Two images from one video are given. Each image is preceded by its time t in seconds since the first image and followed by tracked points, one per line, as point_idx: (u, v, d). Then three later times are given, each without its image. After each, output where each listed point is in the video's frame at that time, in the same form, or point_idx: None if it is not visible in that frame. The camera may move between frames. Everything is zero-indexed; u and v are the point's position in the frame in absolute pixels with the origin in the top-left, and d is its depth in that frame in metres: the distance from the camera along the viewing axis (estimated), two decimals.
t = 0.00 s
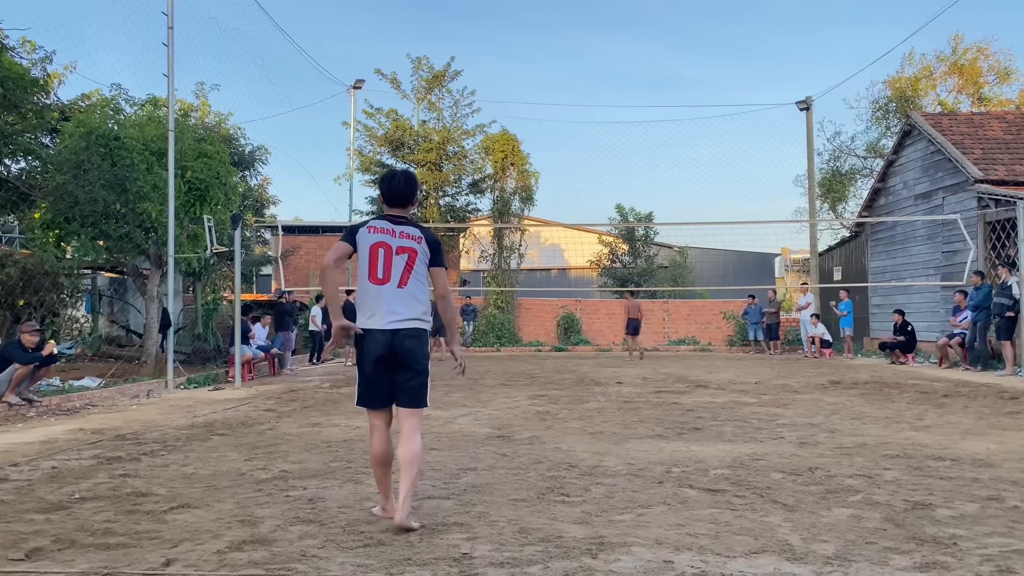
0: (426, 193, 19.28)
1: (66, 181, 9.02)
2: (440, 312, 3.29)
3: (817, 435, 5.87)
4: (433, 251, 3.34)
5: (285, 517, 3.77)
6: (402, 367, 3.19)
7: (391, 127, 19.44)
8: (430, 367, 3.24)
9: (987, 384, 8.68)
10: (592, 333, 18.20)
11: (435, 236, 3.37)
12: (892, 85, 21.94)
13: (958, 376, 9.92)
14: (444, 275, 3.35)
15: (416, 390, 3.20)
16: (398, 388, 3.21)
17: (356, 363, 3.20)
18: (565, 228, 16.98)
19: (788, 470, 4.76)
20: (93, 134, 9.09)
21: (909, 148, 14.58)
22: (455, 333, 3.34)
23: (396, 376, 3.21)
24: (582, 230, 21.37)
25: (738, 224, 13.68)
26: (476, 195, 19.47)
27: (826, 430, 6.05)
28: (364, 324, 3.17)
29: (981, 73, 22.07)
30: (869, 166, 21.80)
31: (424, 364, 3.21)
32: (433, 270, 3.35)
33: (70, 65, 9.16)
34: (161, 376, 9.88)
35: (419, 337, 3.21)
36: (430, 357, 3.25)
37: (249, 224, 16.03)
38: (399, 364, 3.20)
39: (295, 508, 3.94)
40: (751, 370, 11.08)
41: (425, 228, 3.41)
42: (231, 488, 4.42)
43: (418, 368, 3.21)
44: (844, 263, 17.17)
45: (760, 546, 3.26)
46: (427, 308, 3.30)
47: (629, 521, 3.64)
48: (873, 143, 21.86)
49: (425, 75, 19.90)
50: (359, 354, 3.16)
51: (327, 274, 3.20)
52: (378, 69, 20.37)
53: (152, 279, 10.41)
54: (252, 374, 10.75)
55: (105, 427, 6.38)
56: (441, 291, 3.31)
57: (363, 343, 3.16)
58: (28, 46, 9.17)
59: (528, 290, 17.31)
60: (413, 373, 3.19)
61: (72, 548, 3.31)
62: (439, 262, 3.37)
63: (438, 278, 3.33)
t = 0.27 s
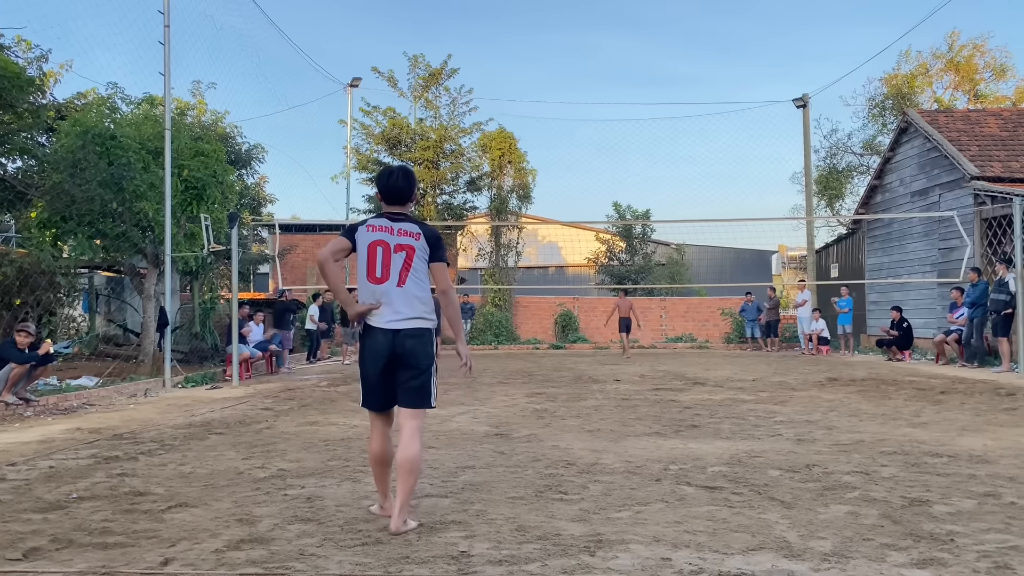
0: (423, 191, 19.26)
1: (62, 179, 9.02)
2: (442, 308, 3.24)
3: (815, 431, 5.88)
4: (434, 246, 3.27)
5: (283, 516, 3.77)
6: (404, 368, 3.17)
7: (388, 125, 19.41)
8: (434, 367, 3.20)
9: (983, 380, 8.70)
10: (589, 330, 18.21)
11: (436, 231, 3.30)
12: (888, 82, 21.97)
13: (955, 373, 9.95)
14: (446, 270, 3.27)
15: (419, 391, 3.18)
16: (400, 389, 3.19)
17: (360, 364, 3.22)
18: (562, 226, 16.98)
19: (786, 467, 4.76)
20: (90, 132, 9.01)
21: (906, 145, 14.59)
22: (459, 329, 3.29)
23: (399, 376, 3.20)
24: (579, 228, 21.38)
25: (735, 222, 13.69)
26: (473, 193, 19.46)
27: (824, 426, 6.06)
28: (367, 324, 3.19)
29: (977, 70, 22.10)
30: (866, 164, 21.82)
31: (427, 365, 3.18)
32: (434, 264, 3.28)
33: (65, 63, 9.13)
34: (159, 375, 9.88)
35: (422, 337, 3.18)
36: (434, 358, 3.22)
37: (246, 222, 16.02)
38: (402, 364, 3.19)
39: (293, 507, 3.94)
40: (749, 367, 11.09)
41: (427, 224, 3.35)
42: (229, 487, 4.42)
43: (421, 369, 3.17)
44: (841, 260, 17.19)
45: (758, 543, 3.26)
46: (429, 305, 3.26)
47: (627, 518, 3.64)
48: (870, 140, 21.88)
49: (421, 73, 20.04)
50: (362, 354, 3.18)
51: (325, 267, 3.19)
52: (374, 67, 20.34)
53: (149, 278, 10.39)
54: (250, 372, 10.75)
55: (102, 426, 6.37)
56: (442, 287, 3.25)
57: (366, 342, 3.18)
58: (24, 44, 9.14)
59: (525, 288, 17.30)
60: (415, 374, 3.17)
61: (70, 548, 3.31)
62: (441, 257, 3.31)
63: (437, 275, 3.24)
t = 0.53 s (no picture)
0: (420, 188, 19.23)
1: (57, 178, 8.99)
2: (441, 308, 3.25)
3: (811, 429, 5.89)
4: (434, 245, 3.29)
5: (279, 515, 3.77)
6: (402, 367, 3.18)
7: (384, 122, 19.38)
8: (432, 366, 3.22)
9: (979, 377, 8.72)
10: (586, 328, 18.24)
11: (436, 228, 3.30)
12: (884, 79, 21.98)
13: (951, 369, 9.97)
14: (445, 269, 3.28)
15: (417, 390, 3.18)
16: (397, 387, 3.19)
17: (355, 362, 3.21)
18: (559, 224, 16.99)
19: (782, 464, 4.77)
20: (85, 130, 8.99)
21: (901, 142, 14.61)
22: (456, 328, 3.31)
23: (396, 376, 3.20)
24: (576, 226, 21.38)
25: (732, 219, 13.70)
26: (470, 190, 19.44)
27: (820, 424, 6.07)
28: (364, 322, 3.18)
29: (973, 67, 22.12)
30: (862, 161, 21.85)
31: (425, 364, 3.19)
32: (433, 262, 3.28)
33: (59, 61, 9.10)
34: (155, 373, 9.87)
35: (419, 335, 3.19)
36: (432, 357, 3.22)
37: (242, 220, 15.99)
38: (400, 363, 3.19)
39: (289, 505, 3.94)
40: (745, 364, 11.10)
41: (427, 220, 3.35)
42: (225, 485, 4.41)
43: (419, 368, 3.18)
44: (837, 257, 17.22)
45: (754, 540, 3.27)
46: (427, 303, 3.27)
47: (623, 516, 3.65)
48: (866, 137, 21.91)
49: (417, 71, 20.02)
50: (358, 353, 3.17)
51: (321, 268, 3.15)
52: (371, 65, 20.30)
53: (145, 276, 10.37)
54: (246, 370, 10.74)
55: (99, 425, 6.37)
56: (441, 286, 3.25)
57: (362, 341, 3.16)
58: (19, 43, 9.11)
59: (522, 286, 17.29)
60: (413, 373, 3.17)
61: (66, 547, 3.30)
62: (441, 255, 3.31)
63: (437, 273, 3.24)
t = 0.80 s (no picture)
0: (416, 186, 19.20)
1: (52, 175, 8.98)
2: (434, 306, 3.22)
3: (806, 426, 5.90)
4: (430, 242, 3.26)
5: (275, 513, 3.76)
6: (395, 365, 3.18)
7: (380, 120, 19.35)
8: (425, 364, 3.21)
9: (973, 375, 8.75)
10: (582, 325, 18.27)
11: (431, 225, 3.26)
12: (880, 77, 22.00)
13: (946, 367, 10.00)
14: (439, 267, 3.25)
15: (410, 389, 3.18)
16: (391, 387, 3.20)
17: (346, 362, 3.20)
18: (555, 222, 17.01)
19: (777, 462, 4.78)
20: (79, 128, 8.98)
21: (897, 140, 14.63)
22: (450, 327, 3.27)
23: (388, 374, 3.19)
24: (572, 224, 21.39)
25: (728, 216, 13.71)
26: (466, 188, 19.42)
27: (815, 421, 6.08)
28: (356, 319, 3.18)
29: (968, 64, 22.16)
30: (857, 159, 21.88)
31: (417, 362, 3.19)
32: (427, 260, 3.26)
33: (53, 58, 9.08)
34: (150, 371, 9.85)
35: (411, 334, 3.19)
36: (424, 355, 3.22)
37: (237, 218, 15.96)
38: (392, 361, 3.18)
39: (285, 503, 3.94)
40: (741, 362, 11.11)
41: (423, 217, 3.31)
42: (221, 484, 4.41)
43: (411, 366, 3.18)
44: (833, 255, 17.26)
45: (749, 537, 3.28)
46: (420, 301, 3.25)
47: (618, 513, 3.65)
48: (861, 135, 21.94)
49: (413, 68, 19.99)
50: (349, 352, 3.16)
51: (312, 265, 3.16)
52: (366, 62, 20.27)
53: (140, 274, 10.35)
54: (242, 368, 10.72)
55: (94, 423, 6.35)
56: (434, 284, 3.22)
57: (354, 340, 3.16)
58: (13, 40, 9.07)
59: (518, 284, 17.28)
60: (406, 371, 3.17)
61: (60, 545, 3.29)
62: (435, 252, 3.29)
63: (431, 271, 3.23)
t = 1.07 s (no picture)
0: (412, 184, 19.19)
1: (47, 173, 8.93)
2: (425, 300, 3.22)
3: (801, 424, 5.92)
4: (417, 234, 3.21)
5: (271, 511, 3.76)
6: (385, 364, 3.14)
7: (376, 118, 19.33)
8: (414, 362, 3.17)
9: (968, 373, 8.78)
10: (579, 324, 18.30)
11: (417, 217, 3.21)
12: (876, 75, 22.04)
13: (941, 365, 10.03)
14: (427, 259, 3.23)
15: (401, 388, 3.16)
16: (382, 385, 3.17)
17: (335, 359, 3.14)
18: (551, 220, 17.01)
19: (773, 460, 4.79)
20: (75, 125, 8.97)
21: (892, 139, 14.65)
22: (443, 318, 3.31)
23: (378, 372, 3.15)
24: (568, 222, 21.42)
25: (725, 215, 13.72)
26: (462, 186, 19.42)
27: (811, 419, 6.10)
28: (343, 316, 3.13)
29: (963, 64, 22.21)
30: (853, 157, 21.93)
31: (407, 361, 3.16)
32: (415, 254, 3.22)
33: (48, 56, 9.05)
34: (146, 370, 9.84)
35: (400, 332, 3.15)
36: (412, 353, 3.18)
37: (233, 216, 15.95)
38: (381, 359, 3.14)
39: (281, 501, 3.94)
40: (737, 360, 11.13)
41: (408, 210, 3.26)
42: (216, 482, 4.41)
43: (401, 364, 3.14)
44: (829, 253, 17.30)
45: (744, 535, 3.29)
46: (410, 296, 3.23)
47: (614, 511, 3.66)
48: (857, 134, 21.98)
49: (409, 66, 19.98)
50: (338, 349, 3.11)
51: (297, 266, 3.12)
52: (363, 60, 20.25)
53: (136, 272, 10.33)
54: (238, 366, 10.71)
55: (89, 421, 6.34)
56: (424, 277, 3.20)
57: (343, 337, 3.11)
58: (8, 37, 9.05)
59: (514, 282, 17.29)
60: (396, 371, 3.14)
61: (56, 544, 3.29)
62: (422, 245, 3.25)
63: (420, 265, 3.19)
